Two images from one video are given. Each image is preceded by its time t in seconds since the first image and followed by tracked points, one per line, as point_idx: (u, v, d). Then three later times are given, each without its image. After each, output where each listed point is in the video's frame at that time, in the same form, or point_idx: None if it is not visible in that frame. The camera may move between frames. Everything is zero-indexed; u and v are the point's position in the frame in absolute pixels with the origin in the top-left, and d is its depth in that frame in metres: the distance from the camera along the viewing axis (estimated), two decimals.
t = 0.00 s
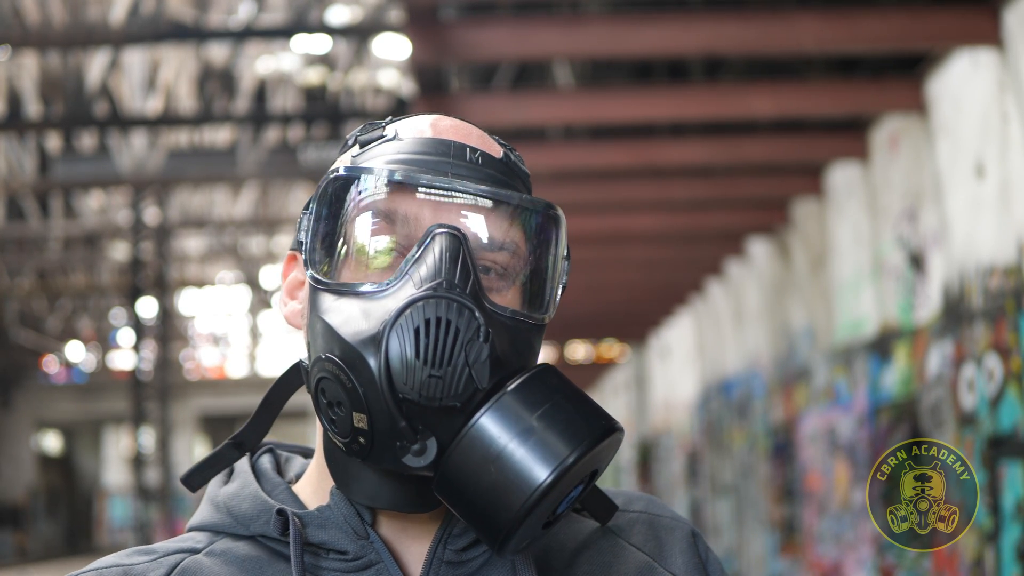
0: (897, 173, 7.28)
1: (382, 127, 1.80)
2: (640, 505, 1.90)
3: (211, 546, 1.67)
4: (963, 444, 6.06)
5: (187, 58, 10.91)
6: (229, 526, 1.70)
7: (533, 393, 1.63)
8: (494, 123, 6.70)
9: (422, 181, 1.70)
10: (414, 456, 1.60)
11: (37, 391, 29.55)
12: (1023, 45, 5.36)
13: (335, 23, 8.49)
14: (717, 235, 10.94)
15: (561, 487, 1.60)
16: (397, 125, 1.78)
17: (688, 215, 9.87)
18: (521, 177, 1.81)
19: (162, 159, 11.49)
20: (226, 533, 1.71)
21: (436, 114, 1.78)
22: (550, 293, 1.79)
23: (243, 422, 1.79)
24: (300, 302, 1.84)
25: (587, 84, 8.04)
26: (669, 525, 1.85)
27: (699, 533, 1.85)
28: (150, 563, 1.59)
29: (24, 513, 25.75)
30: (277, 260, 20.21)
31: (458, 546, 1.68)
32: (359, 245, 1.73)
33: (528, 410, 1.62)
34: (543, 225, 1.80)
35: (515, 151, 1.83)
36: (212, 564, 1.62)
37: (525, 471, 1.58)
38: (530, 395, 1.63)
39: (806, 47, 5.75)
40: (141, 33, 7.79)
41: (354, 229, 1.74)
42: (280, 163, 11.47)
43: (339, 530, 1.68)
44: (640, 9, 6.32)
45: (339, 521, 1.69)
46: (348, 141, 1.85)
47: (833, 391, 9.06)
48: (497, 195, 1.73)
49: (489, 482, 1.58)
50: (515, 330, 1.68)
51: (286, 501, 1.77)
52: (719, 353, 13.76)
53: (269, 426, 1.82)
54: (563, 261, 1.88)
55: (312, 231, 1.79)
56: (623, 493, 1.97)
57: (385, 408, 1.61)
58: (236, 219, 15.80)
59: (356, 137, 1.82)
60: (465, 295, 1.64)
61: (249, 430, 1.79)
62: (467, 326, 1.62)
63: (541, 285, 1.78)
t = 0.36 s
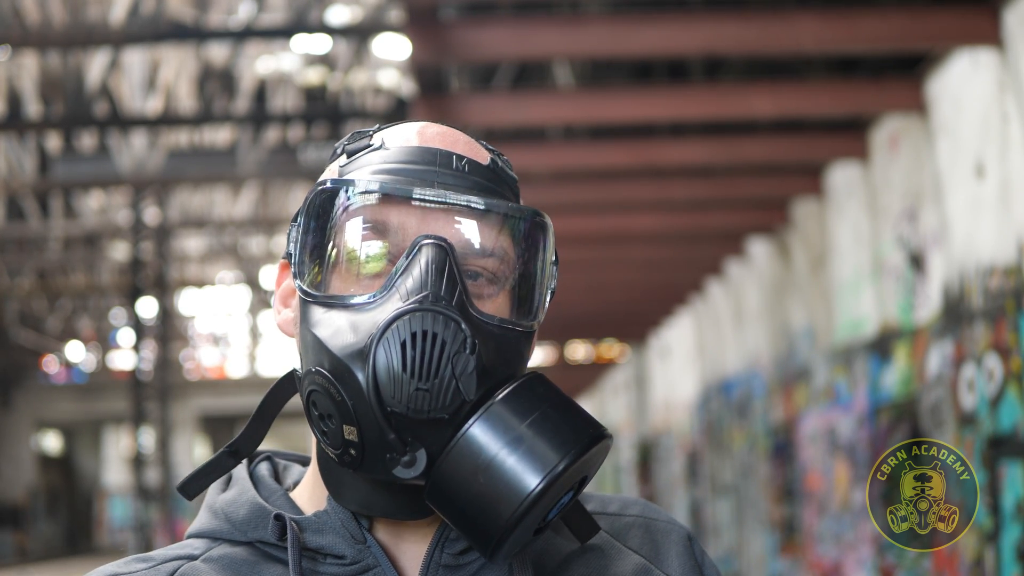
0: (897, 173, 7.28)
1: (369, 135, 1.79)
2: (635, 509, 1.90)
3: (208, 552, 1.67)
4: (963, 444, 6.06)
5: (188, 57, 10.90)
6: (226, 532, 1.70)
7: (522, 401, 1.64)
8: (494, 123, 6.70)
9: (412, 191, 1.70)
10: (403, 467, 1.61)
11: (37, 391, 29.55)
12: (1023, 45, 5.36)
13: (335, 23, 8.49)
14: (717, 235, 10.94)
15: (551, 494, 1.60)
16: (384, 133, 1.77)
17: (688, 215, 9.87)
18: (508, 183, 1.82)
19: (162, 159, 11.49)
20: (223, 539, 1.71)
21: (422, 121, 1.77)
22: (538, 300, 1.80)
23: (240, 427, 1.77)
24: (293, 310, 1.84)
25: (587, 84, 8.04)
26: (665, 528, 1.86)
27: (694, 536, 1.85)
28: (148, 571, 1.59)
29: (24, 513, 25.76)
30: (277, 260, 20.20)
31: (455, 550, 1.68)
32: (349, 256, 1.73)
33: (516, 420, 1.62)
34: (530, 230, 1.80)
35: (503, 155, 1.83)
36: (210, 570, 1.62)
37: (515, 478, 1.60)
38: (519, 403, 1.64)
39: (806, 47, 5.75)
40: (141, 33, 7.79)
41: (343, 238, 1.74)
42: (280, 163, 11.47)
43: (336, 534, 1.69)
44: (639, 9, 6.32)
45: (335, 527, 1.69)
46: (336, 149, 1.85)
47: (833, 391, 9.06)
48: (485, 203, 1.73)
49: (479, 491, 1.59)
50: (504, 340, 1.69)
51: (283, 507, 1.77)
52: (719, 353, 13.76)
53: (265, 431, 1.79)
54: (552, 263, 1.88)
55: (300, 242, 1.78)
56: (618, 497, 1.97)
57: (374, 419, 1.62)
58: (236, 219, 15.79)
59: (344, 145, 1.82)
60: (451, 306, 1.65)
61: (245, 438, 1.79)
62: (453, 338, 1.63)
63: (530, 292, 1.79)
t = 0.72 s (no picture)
0: (897, 173, 7.28)
1: (370, 130, 1.82)
2: (656, 504, 1.83)
3: (222, 545, 1.68)
4: (963, 444, 6.07)
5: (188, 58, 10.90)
6: (242, 525, 1.70)
7: (525, 369, 1.60)
8: (494, 124, 6.71)
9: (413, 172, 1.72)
10: (412, 436, 1.59)
11: (37, 391, 29.55)
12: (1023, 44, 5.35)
13: (335, 23, 8.48)
14: (718, 235, 10.94)
15: (556, 460, 1.57)
16: (385, 127, 1.81)
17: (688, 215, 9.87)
18: (507, 170, 1.83)
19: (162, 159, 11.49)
20: (240, 532, 1.71)
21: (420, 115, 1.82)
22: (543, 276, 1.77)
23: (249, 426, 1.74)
24: (300, 307, 1.82)
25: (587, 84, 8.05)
26: (684, 523, 1.77)
27: (715, 533, 1.75)
28: (162, 563, 1.60)
29: (24, 513, 25.75)
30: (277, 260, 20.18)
31: (460, 547, 1.65)
32: (351, 246, 1.72)
33: (518, 389, 1.59)
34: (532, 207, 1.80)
35: (501, 145, 1.85)
36: (220, 564, 1.62)
37: (520, 444, 1.56)
38: (522, 372, 1.60)
39: (806, 47, 5.75)
40: (141, 33, 7.79)
41: (349, 225, 1.74)
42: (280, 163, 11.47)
43: (341, 530, 1.66)
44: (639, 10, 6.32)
45: (341, 521, 1.67)
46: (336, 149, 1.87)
47: (833, 391, 9.06)
48: (485, 183, 1.74)
49: (486, 459, 1.56)
50: (508, 312, 1.66)
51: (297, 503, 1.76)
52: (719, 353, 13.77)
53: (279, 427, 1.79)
54: (554, 246, 1.86)
55: (303, 230, 1.78)
56: (644, 491, 1.89)
57: (382, 390, 1.60)
58: (236, 219, 15.77)
59: (343, 143, 1.84)
60: (453, 276, 1.63)
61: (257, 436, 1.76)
62: (456, 305, 1.60)
63: (535, 268, 1.76)
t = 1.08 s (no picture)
0: (897, 173, 7.28)
1: (335, 130, 1.70)
2: (691, 506, 1.51)
3: (256, 526, 1.59)
4: (963, 444, 6.07)
5: (188, 58, 10.92)
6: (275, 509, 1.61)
7: (521, 334, 1.48)
8: (494, 124, 6.71)
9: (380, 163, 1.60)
10: (423, 425, 1.46)
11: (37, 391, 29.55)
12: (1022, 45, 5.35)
13: (335, 23, 8.48)
14: (718, 235, 10.94)
15: (572, 417, 1.44)
16: (347, 124, 1.68)
17: (688, 215, 9.86)
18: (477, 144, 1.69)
19: (162, 160, 11.50)
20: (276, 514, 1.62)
21: (382, 108, 1.69)
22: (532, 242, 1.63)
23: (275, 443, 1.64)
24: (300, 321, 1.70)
25: (587, 84, 8.04)
26: (715, 530, 1.46)
27: (747, 541, 1.45)
28: (195, 544, 1.54)
29: (24, 513, 25.73)
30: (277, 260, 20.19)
31: (472, 541, 1.48)
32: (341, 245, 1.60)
33: (518, 353, 1.46)
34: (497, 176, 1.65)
35: (467, 121, 1.72)
36: (244, 549, 1.53)
37: (532, 408, 1.43)
38: (518, 338, 1.48)
39: (806, 47, 5.75)
40: (141, 33, 7.79)
41: (332, 225, 1.62)
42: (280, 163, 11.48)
43: (354, 518, 1.54)
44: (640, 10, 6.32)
45: (356, 510, 1.55)
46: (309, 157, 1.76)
47: (833, 391, 9.07)
48: (455, 161, 1.61)
49: (499, 431, 1.43)
50: (499, 285, 1.53)
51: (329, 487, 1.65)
52: (719, 352, 13.76)
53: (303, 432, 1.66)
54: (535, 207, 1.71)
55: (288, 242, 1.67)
56: (687, 490, 1.57)
57: (384, 386, 1.48)
58: (236, 219, 15.78)
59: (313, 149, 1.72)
60: (435, 258, 1.51)
61: (282, 451, 1.65)
62: (442, 287, 1.48)
63: (525, 235, 1.63)
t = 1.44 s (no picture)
0: (897, 173, 7.28)
1: (311, 145, 1.61)
2: (708, 509, 1.41)
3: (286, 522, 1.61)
4: (963, 444, 6.07)
5: (188, 58, 10.91)
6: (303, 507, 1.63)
7: (503, 334, 1.43)
8: (495, 124, 6.71)
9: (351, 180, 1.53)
10: (417, 438, 1.43)
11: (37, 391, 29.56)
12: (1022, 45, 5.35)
13: (335, 23, 8.49)
14: (718, 235, 10.94)
15: (564, 410, 1.39)
16: (321, 138, 1.60)
17: (689, 215, 9.86)
18: (452, 144, 1.60)
19: (162, 160, 11.49)
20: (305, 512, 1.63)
21: (354, 116, 1.60)
22: (516, 233, 1.55)
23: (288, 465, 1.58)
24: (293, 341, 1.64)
25: (587, 84, 8.04)
26: (728, 535, 1.36)
27: (762, 546, 1.35)
28: (229, 538, 1.58)
29: (24, 513, 25.71)
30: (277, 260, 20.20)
31: (481, 539, 1.47)
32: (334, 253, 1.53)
33: (506, 350, 1.42)
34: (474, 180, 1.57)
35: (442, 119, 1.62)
36: (271, 544, 1.55)
37: (522, 404, 1.38)
38: (500, 339, 1.43)
39: (806, 47, 5.75)
40: (141, 33, 7.79)
41: (319, 241, 1.56)
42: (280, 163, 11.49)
43: (366, 516, 1.54)
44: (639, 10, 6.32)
45: (367, 508, 1.55)
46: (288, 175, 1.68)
47: (833, 391, 9.06)
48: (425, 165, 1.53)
49: (491, 433, 1.39)
50: (481, 285, 1.47)
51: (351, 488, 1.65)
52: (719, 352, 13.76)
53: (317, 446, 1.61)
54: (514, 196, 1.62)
55: (272, 267, 1.61)
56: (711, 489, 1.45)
57: (373, 402, 1.45)
58: (236, 219, 15.76)
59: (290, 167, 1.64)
60: (412, 269, 1.46)
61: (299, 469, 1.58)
62: (419, 298, 1.44)
63: (507, 228, 1.55)
